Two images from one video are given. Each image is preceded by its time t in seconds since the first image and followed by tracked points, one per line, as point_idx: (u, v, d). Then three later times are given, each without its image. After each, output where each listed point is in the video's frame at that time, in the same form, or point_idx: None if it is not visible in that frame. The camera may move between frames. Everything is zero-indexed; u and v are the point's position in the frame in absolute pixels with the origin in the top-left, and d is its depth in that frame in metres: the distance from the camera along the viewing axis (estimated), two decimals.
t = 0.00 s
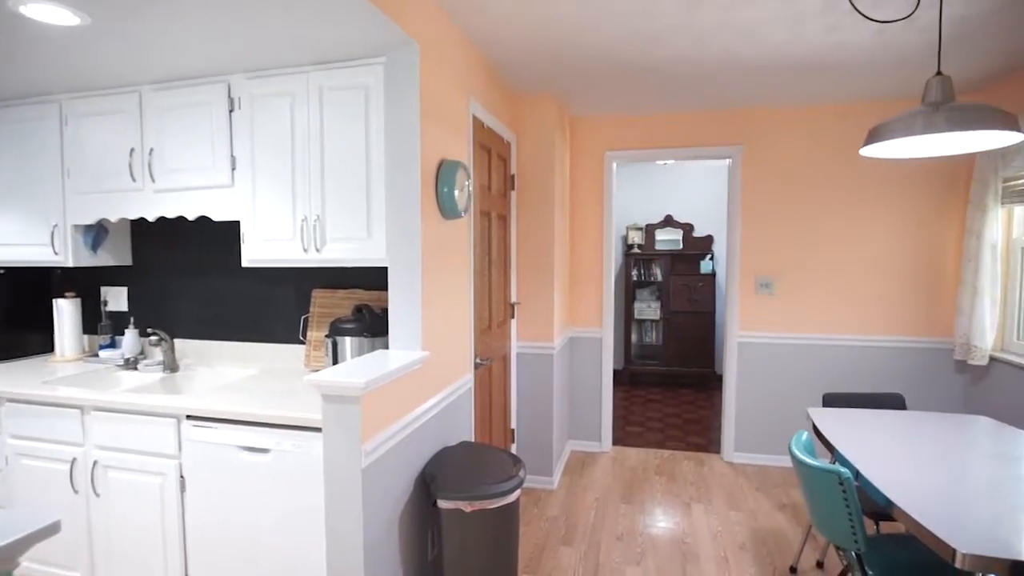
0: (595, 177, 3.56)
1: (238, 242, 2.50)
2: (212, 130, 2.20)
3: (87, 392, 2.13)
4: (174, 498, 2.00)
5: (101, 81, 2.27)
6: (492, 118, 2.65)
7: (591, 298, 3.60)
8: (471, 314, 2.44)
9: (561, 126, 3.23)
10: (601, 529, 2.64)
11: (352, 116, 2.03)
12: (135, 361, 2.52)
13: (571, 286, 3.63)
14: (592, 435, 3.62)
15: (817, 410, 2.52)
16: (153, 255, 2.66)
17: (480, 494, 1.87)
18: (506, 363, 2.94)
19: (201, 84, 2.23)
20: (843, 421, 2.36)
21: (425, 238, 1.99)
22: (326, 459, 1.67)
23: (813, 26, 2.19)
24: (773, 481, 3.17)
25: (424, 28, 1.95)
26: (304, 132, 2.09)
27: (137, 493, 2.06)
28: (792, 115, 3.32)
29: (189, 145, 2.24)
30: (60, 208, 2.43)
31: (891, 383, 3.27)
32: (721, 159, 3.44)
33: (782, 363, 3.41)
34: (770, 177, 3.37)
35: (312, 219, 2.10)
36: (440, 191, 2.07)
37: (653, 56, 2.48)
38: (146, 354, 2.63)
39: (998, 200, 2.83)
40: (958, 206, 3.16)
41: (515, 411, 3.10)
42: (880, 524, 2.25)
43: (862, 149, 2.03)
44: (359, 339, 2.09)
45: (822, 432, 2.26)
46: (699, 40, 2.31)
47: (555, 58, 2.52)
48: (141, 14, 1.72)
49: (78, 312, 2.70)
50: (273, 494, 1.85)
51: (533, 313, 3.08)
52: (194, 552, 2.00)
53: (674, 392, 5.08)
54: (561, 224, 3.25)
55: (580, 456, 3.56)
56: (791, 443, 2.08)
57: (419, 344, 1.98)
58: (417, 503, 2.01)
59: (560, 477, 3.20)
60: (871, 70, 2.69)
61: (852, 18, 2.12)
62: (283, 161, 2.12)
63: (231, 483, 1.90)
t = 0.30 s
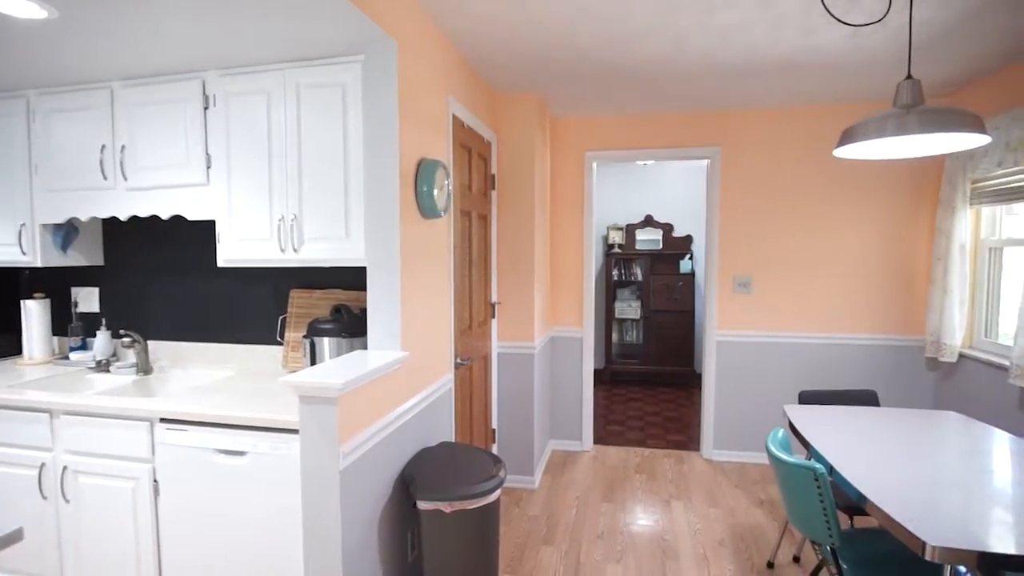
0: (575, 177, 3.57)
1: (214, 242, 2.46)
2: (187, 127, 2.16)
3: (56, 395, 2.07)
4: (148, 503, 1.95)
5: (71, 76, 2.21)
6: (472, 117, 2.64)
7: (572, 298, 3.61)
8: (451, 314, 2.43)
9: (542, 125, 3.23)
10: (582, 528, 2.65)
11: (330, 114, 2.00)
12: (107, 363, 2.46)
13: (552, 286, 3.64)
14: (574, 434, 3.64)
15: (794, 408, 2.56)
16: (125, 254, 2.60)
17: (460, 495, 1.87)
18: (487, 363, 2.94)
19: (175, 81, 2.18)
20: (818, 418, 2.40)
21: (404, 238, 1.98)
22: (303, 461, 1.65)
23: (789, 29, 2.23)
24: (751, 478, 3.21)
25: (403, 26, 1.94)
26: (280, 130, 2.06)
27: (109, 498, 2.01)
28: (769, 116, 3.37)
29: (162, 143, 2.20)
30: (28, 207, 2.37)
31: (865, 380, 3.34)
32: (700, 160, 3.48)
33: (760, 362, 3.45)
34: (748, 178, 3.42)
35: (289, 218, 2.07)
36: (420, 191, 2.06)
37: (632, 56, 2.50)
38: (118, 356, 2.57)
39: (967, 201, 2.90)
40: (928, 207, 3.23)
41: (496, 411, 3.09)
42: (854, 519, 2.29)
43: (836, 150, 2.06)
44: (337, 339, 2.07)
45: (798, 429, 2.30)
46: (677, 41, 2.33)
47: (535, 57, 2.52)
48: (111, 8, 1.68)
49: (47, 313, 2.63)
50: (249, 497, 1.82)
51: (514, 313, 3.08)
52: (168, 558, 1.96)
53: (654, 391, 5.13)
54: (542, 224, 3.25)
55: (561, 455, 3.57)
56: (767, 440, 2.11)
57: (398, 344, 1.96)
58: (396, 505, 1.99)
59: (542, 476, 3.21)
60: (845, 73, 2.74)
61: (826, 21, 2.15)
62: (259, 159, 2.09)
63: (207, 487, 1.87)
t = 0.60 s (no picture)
0: (552, 178, 3.59)
1: (184, 242, 2.42)
2: (156, 124, 2.12)
3: (18, 400, 2.01)
4: (115, 509, 1.91)
5: (35, 71, 2.15)
6: (448, 117, 2.64)
7: (549, 297, 3.63)
8: (426, 314, 2.42)
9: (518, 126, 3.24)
10: (559, 526, 2.66)
11: (303, 112, 1.98)
12: (73, 366, 2.40)
13: (529, 286, 3.65)
14: (551, 434, 3.65)
15: (765, 405, 2.61)
16: (92, 255, 2.54)
17: (436, 495, 1.86)
18: (463, 363, 2.94)
19: (143, 77, 2.14)
20: (788, 415, 2.45)
21: (378, 237, 1.97)
22: (275, 464, 1.63)
23: (759, 33, 2.27)
24: (725, 475, 3.26)
25: (377, 24, 1.93)
26: (252, 127, 2.03)
27: (74, 504, 1.96)
28: (742, 118, 3.43)
29: (131, 141, 2.15)
30: None
31: (836, 377, 3.42)
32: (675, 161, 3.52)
33: (734, 360, 3.51)
34: (721, 179, 3.47)
35: (262, 218, 2.05)
36: (394, 190, 2.06)
37: (607, 58, 2.52)
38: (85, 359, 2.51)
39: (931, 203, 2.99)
40: (895, 208, 3.32)
41: (473, 411, 3.09)
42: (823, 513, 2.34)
43: (804, 152, 2.11)
44: (311, 340, 2.06)
45: (769, 426, 2.34)
46: (651, 43, 2.36)
47: (510, 57, 2.53)
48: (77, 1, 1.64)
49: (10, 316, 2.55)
50: (220, 501, 1.79)
51: (491, 313, 3.09)
52: (136, 565, 1.91)
53: (632, 390, 5.17)
54: (519, 224, 3.26)
55: (539, 454, 3.58)
56: (739, 437, 2.15)
57: (372, 345, 1.95)
58: (371, 506, 1.98)
59: (519, 476, 3.21)
60: (815, 77, 2.80)
61: (795, 26, 2.20)
62: (230, 157, 2.06)
63: (176, 491, 1.83)
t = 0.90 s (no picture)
0: (530, 178, 3.60)
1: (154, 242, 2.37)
2: (124, 122, 2.07)
3: None
4: (82, 516, 1.86)
5: None
6: (424, 117, 2.63)
7: (527, 297, 3.64)
8: (403, 315, 2.41)
9: (496, 126, 3.24)
10: (537, 525, 2.67)
11: (275, 111, 1.95)
12: (38, 370, 2.33)
13: (507, 286, 3.66)
14: (529, 433, 3.66)
15: (739, 402, 2.65)
16: (57, 255, 2.47)
17: (411, 496, 1.85)
18: (441, 364, 2.93)
19: (111, 74, 2.09)
20: (760, 412, 2.50)
21: (353, 238, 1.95)
22: (248, 467, 1.60)
23: (732, 37, 2.31)
24: (701, 472, 3.31)
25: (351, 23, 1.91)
26: (224, 126, 2.00)
27: (39, 512, 1.90)
28: (717, 121, 3.48)
29: (98, 139, 2.10)
30: None
31: (807, 375, 3.49)
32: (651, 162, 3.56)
33: (709, 359, 3.56)
34: (696, 180, 3.52)
35: (234, 217, 2.01)
36: (370, 190, 2.04)
37: (583, 59, 2.53)
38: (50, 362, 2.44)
39: (897, 204, 3.08)
40: (863, 209, 3.40)
41: (451, 412, 3.09)
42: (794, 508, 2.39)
43: (775, 153, 2.15)
44: (285, 342, 2.03)
45: (742, 423, 2.39)
46: (627, 45, 2.38)
47: (487, 57, 2.53)
48: None
49: None
50: (190, 506, 1.76)
51: (468, 313, 3.08)
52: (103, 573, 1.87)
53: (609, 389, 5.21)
54: (496, 224, 3.27)
55: (517, 454, 3.59)
56: (713, 435, 2.18)
57: (348, 346, 1.94)
58: (346, 508, 1.96)
59: (497, 476, 3.22)
60: (787, 80, 2.86)
61: (766, 31, 2.25)
62: (201, 156, 2.03)
63: (145, 497, 1.80)
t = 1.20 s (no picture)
0: (508, 178, 3.61)
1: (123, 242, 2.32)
2: (92, 119, 2.02)
3: None
4: (48, 524, 1.81)
5: None
6: (401, 116, 2.61)
7: (505, 298, 3.65)
8: (380, 316, 2.40)
9: (473, 126, 3.24)
10: (516, 525, 2.68)
11: (248, 109, 1.92)
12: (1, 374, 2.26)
13: (486, 287, 3.66)
14: (508, 433, 3.67)
15: (714, 401, 2.69)
16: (20, 255, 2.40)
17: (388, 498, 1.84)
18: (418, 365, 2.92)
19: (77, 69, 2.04)
20: (734, 410, 2.54)
21: (328, 238, 1.93)
22: (220, 471, 1.58)
23: (706, 40, 2.34)
24: (677, 469, 3.35)
25: (326, 21, 1.90)
26: (195, 124, 1.96)
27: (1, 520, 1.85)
28: (692, 123, 3.52)
29: (64, 136, 2.05)
30: None
31: (780, 373, 3.56)
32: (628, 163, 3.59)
33: (685, 358, 3.61)
34: (672, 181, 3.56)
35: (206, 217, 1.98)
36: (345, 190, 2.03)
37: (561, 60, 2.55)
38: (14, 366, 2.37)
39: (866, 205, 3.15)
40: (834, 211, 3.48)
41: (429, 413, 3.08)
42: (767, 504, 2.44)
43: (748, 155, 2.19)
44: (259, 344, 2.01)
45: (716, 420, 2.42)
46: (603, 47, 2.40)
47: (465, 57, 2.52)
48: None
49: None
50: (161, 511, 1.73)
51: (446, 314, 3.08)
52: None
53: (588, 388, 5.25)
54: (474, 224, 3.26)
55: (496, 454, 3.59)
56: (688, 433, 2.21)
57: (323, 348, 1.92)
58: (322, 511, 1.94)
59: (476, 476, 3.22)
60: (760, 83, 2.91)
61: (739, 35, 2.28)
62: (172, 155, 1.99)
63: (114, 503, 1.76)
